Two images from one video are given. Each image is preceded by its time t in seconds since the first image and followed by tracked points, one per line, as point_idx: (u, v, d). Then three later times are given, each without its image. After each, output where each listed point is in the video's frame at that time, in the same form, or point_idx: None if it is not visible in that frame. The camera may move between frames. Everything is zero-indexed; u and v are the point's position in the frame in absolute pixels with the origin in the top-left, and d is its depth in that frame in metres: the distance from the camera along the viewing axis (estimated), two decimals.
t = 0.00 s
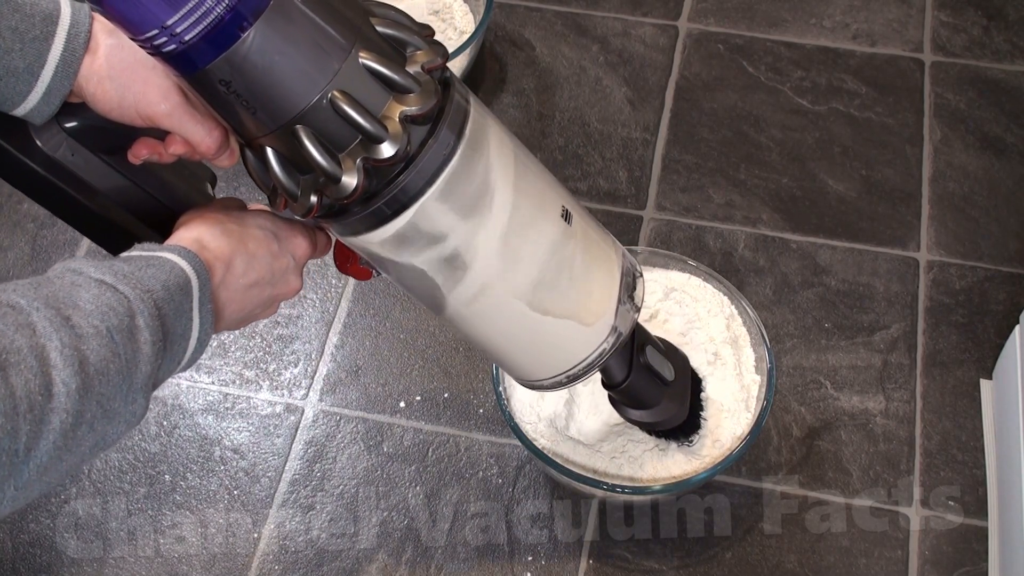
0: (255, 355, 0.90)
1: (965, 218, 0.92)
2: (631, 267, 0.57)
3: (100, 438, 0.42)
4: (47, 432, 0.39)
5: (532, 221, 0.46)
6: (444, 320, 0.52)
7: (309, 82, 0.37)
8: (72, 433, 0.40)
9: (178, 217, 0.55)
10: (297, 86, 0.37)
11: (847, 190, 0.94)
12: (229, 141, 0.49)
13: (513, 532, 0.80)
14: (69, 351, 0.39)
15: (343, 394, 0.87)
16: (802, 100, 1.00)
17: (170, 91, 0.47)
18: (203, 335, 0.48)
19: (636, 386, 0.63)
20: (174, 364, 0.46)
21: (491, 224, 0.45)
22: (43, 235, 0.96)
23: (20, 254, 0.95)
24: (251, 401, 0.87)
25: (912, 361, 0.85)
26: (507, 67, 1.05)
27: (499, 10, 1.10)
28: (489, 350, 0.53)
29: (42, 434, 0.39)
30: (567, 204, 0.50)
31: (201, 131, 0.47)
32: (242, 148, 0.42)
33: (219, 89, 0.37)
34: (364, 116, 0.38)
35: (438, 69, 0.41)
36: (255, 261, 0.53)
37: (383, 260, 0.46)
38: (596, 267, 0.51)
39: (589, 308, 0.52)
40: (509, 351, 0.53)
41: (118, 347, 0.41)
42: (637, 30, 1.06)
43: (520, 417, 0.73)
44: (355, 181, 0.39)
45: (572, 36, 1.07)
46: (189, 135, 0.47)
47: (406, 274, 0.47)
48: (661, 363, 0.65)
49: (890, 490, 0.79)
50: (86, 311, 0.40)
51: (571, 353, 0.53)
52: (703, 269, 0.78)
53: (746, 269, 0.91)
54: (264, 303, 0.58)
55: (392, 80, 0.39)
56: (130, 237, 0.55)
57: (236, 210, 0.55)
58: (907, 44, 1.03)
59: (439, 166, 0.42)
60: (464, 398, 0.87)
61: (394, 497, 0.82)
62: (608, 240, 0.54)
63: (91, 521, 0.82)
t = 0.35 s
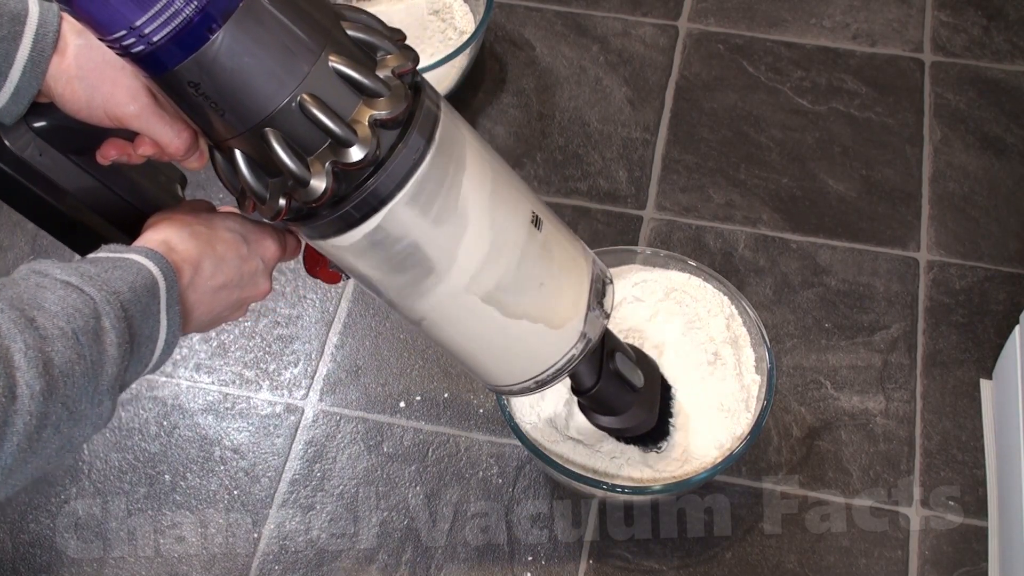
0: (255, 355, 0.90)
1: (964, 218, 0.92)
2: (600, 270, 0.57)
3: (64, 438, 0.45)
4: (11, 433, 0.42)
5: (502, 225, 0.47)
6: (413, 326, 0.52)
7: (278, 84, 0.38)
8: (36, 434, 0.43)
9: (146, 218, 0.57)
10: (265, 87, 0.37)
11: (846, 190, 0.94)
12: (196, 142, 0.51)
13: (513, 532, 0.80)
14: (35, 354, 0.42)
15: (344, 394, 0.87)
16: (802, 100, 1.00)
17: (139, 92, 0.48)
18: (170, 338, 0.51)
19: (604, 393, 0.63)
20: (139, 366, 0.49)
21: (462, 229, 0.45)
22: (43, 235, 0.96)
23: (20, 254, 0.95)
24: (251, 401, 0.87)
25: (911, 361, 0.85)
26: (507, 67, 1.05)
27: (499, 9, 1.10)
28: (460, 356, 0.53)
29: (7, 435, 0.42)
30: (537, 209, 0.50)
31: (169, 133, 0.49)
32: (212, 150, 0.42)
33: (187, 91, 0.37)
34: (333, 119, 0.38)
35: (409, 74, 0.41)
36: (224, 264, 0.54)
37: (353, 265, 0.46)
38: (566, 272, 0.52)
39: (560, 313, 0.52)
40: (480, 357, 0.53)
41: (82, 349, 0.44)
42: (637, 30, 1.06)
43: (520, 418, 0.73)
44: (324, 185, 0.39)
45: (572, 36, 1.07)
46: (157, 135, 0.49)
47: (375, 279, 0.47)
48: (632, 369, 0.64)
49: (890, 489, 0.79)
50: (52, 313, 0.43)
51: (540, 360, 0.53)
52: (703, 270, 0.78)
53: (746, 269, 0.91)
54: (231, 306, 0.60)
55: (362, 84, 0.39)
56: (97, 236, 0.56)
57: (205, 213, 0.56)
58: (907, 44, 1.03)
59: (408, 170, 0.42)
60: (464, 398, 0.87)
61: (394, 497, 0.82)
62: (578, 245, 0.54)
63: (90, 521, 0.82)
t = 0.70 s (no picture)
0: (255, 355, 0.90)
1: (964, 218, 0.92)
2: (575, 262, 0.57)
3: (41, 429, 0.45)
4: None
5: (476, 217, 0.47)
6: (385, 315, 0.51)
7: (250, 75, 0.38)
8: (13, 426, 0.43)
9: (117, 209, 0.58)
10: (238, 78, 0.38)
11: (846, 190, 0.94)
12: (170, 134, 0.52)
13: (513, 532, 0.80)
14: (11, 344, 0.42)
15: (344, 394, 0.87)
16: (802, 100, 1.00)
17: (112, 83, 0.49)
18: (147, 328, 0.52)
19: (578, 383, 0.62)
20: (114, 356, 0.50)
21: (436, 220, 0.45)
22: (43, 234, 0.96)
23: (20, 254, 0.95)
24: (251, 401, 0.87)
25: (911, 361, 0.85)
26: (507, 67, 1.05)
27: (499, 9, 1.10)
28: (432, 346, 0.53)
29: None
30: (512, 201, 0.50)
31: (142, 123, 0.50)
32: (184, 141, 0.42)
33: (159, 82, 0.38)
34: (305, 110, 0.38)
35: (382, 66, 0.42)
36: (198, 255, 0.56)
37: (326, 256, 0.46)
38: (539, 264, 0.52)
39: (533, 305, 0.52)
40: (452, 347, 0.52)
41: (58, 339, 0.44)
42: (637, 30, 1.06)
43: (520, 416, 0.73)
44: (296, 175, 0.39)
45: (572, 36, 1.07)
46: (130, 126, 0.50)
47: (348, 270, 0.47)
48: (605, 360, 0.64)
49: (889, 489, 0.79)
50: (27, 303, 0.43)
51: (513, 350, 0.53)
52: (703, 269, 0.78)
53: (746, 269, 0.91)
54: (205, 295, 0.61)
55: (335, 75, 0.39)
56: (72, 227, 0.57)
57: (178, 204, 0.57)
58: (907, 44, 1.03)
59: (382, 162, 0.42)
60: (464, 398, 0.87)
61: (394, 497, 0.82)
62: (552, 237, 0.54)
63: (90, 521, 0.82)
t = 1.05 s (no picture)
0: (255, 355, 0.90)
1: (964, 218, 0.92)
2: (559, 251, 0.57)
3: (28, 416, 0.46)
4: None
5: (461, 205, 0.47)
6: (371, 305, 0.51)
7: (235, 62, 0.38)
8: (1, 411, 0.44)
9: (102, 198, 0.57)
10: (224, 65, 0.38)
11: (847, 190, 0.94)
12: (154, 122, 0.53)
13: (513, 532, 0.80)
14: None
15: (344, 394, 0.87)
16: (802, 100, 1.00)
17: (96, 70, 0.50)
18: (131, 316, 0.52)
19: (562, 374, 0.62)
20: (102, 343, 0.51)
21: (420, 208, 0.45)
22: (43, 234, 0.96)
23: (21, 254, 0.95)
24: (251, 401, 0.87)
25: (912, 361, 0.85)
26: (507, 67, 1.05)
27: (499, 10, 1.10)
28: (419, 336, 0.53)
29: None
30: (497, 191, 0.50)
31: (127, 112, 0.51)
32: (169, 129, 0.42)
33: (145, 69, 0.37)
34: (292, 99, 0.38)
35: (367, 54, 0.42)
36: (183, 243, 0.55)
37: (311, 244, 0.46)
38: (525, 254, 0.52)
39: (518, 295, 0.52)
40: (438, 337, 0.52)
41: (44, 326, 0.44)
42: (637, 30, 1.06)
43: (521, 417, 0.73)
44: (281, 163, 0.39)
45: (572, 36, 1.07)
46: (115, 114, 0.51)
47: (332, 258, 0.47)
48: (589, 351, 0.64)
49: (890, 489, 0.79)
50: (13, 290, 0.44)
51: (498, 339, 0.53)
52: (702, 269, 0.78)
53: (746, 269, 0.91)
54: (191, 284, 0.61)
55: (319, 64, 0.39)
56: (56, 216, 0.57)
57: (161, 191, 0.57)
58: (907, 44, 1.03)
59: (366, 150, 0.42)
60: (464, 398, 0.87)
61: (394, 497, 0.82)
62: (538, 228, 0.55)
63: (90, 521, 0.82)
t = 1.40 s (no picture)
0: (255, 355, 0.90)
1: (964, 218, 0.92)
2: (545, 249, 0.57)
3: (19, 411, 0.46)
4: None
5: (447, 202, 0.47)
6: (357, 302, 0.51)
7: (225, 59, 0.38)
8: None
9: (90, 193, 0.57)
10: (213, 61, 0.38)
11: (847, 190, 0.94)
12: (142, 118, 0.52)
13: (513, 532, 0.80)
14: None
15: (344, 394, 0.87)
16: (802, 100, 1.00)
17: (83, 66, 0.50)
18: (121, 311, 0.52)
19: (547, 370, 0.62)
20: (91, 338, 0.50)
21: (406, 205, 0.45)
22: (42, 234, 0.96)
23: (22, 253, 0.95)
24: (251, 401, 0.87)
25: (912, 361, 0.85)
26: (507, 67, 1.05)
27: (499, 10, 1.10)
28: (404, 333, 0.53)
29: None
30: (484, 189, 0.51)
31: (113, 107, 0.50)
32: (157, 125, 0.42)
33: (133, 65, 0.38)
34: (279, 95, 0.38)
35: (355, 51, 0.42)
36: (171, 239, 0.55)
37: (295, 240, 0.46)
38: (511, 252, 0.52)
39: (505, 292, 0.52)
40: (424, 334, 0.52)
41: (33, 321, 0.45)
42: (637, 30, 1.06)
43: (522, 417, 0.73)
44: (269, 159, 0.39)
45: (572, 36, 1.07)
46: (102, 110, 0.50)
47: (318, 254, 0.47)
48: (575, 349, 0.64)
49: (889, 489, 0.79)
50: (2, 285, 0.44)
51: (484, 336, 0.53)
52: (703, 269, 0.78)
53: (746, 269, 0.91)
54: (179, 280, 0.60)
55: (307, 60, 0.39)
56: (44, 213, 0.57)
57: (150, 188, 0.57)
58: (907, 44, 1.03)
59: (353, 147, 0.42)
60: (464, 398, 0.87)
61: (394, 497, 0.82)
62: (525, 226, 0.55)
63: (90, 521, 0.82)
